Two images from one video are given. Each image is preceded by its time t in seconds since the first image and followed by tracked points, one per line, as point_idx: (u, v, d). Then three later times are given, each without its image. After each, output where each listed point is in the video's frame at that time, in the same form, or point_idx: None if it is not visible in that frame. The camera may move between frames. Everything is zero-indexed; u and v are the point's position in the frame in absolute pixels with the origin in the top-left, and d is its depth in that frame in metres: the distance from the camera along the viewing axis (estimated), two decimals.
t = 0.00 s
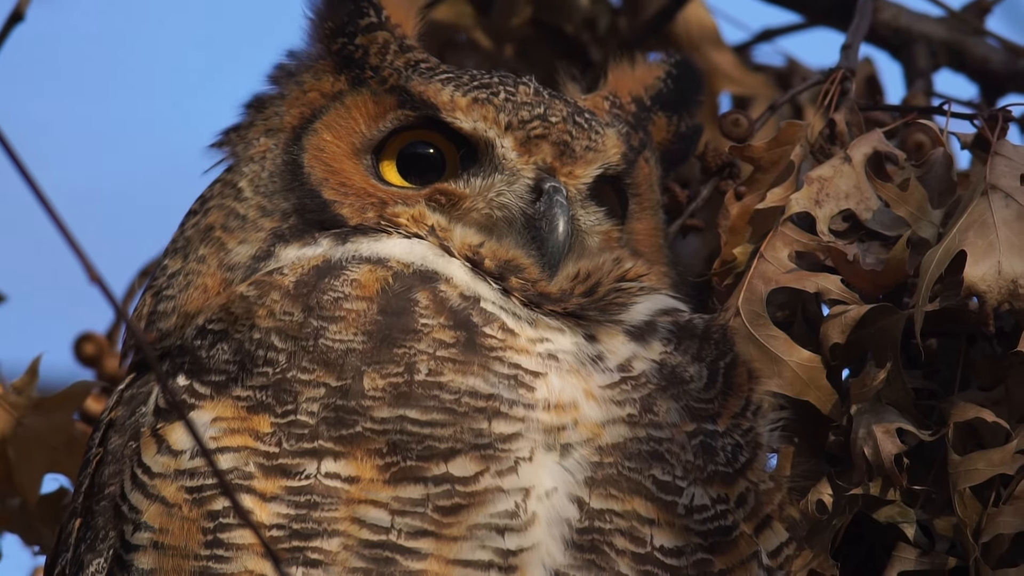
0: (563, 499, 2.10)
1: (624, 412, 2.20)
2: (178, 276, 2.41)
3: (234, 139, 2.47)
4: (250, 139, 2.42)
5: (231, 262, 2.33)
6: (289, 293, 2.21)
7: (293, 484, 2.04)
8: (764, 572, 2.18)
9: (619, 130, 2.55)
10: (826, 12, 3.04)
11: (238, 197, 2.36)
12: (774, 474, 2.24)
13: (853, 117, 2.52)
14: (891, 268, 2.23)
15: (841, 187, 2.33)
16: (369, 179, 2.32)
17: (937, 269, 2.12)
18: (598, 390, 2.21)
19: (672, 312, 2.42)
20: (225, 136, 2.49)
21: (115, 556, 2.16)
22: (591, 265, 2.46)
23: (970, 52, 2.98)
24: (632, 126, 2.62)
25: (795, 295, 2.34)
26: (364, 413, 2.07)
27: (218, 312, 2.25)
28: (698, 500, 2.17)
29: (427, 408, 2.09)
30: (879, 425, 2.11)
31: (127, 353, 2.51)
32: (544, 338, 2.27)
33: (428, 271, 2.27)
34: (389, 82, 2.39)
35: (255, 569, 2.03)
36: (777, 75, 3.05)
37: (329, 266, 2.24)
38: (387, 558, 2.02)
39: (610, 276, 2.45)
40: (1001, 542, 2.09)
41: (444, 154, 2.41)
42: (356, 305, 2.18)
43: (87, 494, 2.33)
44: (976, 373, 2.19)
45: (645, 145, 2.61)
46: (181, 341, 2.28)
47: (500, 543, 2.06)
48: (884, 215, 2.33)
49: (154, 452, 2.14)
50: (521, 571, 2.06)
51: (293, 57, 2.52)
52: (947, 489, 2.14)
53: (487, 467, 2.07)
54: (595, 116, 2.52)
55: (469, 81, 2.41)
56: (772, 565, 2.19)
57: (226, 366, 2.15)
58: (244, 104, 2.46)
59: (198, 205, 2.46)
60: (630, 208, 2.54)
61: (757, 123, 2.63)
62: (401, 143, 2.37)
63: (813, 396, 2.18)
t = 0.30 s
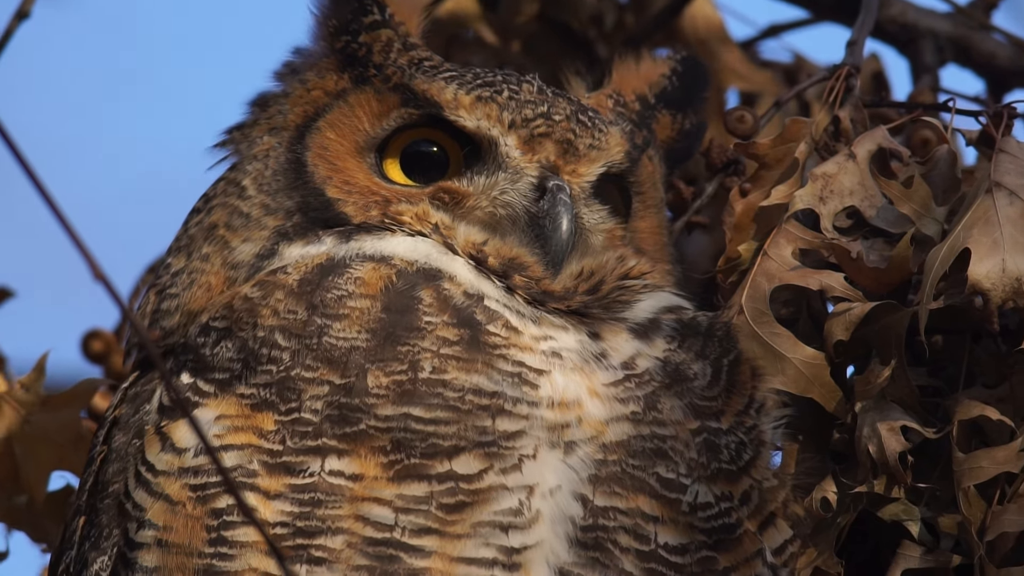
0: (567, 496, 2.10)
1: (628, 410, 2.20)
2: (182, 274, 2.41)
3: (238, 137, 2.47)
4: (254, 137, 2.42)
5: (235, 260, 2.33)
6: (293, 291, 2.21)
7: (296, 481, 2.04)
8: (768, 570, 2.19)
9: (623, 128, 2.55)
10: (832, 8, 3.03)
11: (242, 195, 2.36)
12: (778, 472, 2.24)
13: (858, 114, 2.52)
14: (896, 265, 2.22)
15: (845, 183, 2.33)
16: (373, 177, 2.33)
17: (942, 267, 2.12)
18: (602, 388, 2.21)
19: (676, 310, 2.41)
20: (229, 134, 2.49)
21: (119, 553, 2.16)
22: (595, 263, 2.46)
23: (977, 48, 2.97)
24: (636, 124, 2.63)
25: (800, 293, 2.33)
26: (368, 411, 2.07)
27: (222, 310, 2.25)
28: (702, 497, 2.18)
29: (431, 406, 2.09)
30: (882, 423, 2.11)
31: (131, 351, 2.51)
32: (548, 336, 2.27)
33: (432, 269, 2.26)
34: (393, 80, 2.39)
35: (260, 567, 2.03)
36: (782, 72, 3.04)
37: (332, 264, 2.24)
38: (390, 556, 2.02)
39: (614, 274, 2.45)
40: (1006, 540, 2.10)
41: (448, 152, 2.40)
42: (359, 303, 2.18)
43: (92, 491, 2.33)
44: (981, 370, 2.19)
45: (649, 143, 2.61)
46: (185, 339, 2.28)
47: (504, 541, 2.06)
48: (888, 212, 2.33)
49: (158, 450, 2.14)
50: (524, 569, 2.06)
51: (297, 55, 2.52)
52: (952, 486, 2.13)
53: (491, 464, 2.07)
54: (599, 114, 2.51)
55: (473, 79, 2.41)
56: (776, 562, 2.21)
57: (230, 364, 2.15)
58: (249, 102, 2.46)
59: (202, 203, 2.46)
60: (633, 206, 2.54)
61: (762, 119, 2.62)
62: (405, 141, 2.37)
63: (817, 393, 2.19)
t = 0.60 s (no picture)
0: (574, 494, 2.10)
1: (634, 407, 2.20)
2: (188, 273, 2.41)
3: (244, 135, 2.47)
4: (260, 135, 2.42)
5: (241, 258, 2.33)
6: (299, 289, 2.20)
7: (303, 479, 2.04)
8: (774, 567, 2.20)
9: (629, 125, 2.54)
10: (839, 4, 3.02)
11: (247, 193, 2.36)
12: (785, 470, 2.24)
13: (864, 111, 2.51)
14: (902, 262, 2.22)
15: (852, 181, 2.33)
16: (378, 175, 2.32)
17: (949, 264, 2.12)
18: (608, 386, 2.21)
19: (682, 307, 2.41)
20: (235, 132, 2.49)
21: (126, 551, 2.16)
22: (601, 261, 2.46)
23: (985, 45, 2.96)
24: (642, 121, 2.63)
25: (806, 290, 2.33)
26: (374, 409, 2.07)
27: (228, 309, 2.25)
28: (708, 495, 2.18)
29: (437, 404, 2.09)
30: (889, 420, 2.11)
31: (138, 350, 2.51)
32: (554, 334, 2.27)
33: (438, 267, 2.26)
34: (399, 78, 2.39)
35: (266, 565, 2.03)
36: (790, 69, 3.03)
37: (339, 262, 2.24)
38: (397, 553, 2.02)
39: (620, 271, 2.45)
40: (1012, 537, 2.09)
41: (453, 149, 2.40)
42: (366, 301, 2.18)
43: (98, 489, 2.33)
44: (988, 367, 2.19)
45: (654, 141, 2.61)
46: (191, 337, 2.28)
47: (511, 539, 2.06)
48: (894, 209, 2.33)
49: (164, 448, 2.14)
50: (531, 567, 2.06)
51: (303, 53, 2.52)
52: (958, 484, 2.13)
53: (497, 463, 2.07)
54: (605, 112, 2.51)
55: (479, 76, 2.41)
56: (783, 559, 2.21)
57: (236, 362, 2.15)
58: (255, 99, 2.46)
59: (208, 201, 2.46)
60: (639, 204, 2.54)
61: (769, 115, 2.60)
62: (410, 139, 2.37)
63: (823, 390, 2.17)
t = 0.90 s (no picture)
0: (579, 494, 2.10)
1: (640, 407, 2.20)
2: (194, 273, 2.41)
3: (249, 135, 2.47)
4: (265, 135, 2.42)
5: (246, 258, 2.33)
6: (304, 290, 2.20)
7: (309, 479, 2.04)
8: (780, 566, 2.19)
9: (635, 125, 2.54)
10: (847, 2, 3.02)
11: (253, 193, 2.36)
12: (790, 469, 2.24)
13: (870, 110, 2.52)
14: (908, 261, 2.21)
15: (858, 179, 2.34)
16: (384, 174, 2.32)
17: (954, 263, 2.13)
18: (614, 385, 2.21)
19: (687, 306, 2.41)
20: (240, 132, 2.49)
21: (131, 551, 2.16)
22: (605, 261, 2.46)
23: (992, 44, 2.95)
24: (646, 121, 2.60)
25: (812, 288, 2.33)
26: (380, 409, 2.07)
27: (233, 309, 2.25)
28: (713, 495, 2.18)
29: (443, 404, 2.09)
30: (894, 418, 2.11)
31: (143, 350, 2.51)
32: (560, 333, 2.27)
33: (443, 267, 2.26)
34: (404, 77, 2.38)
35: (272, 565, 2.03)
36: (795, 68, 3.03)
37: (344, 262, 2.24)
38: (403, 553, 2.02)
39: (625, 271, 2.46)
40: (1018, 535, 2.08)
41: (458, 149, 2.40)
42: (371, 301, 2.18)
43: (104, 489, 2.33)
44: (994, 365, 2.18)
45: (660, 140, 2.60)
46: (196, 337, 2.27)
47: (517, 539, 2.06)
48: (901, 208, 2.32)
49: (170, 448, 2.14)
50: (537, 567, 2.06)
51: (308, 52, 2.52)
52: (964, 482, 2.12)
53: (503, 463, 2.07)
54: (610, 111, 2.50)
55: (484, 76, 2.41)
56: (788, 558, 2.21)
57: (242, 362, 2.15)
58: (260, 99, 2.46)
59: (213, 201, 2.46)
60: (644, 203, 2.53)
61: (776, 114, 2.64)
62: (415, 139, 2.37)
63: (829, 389, 2.17)
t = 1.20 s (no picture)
0: (583, 493, 2.10)
1: (643, 406, 2.20)
2: (196, 273, 2.40)
3: (251, 135, 2.47)
4: (267, 134, 2.42)
5: (248, 258, 2.32)
6: (307, 290, 2.20)
7: (313, 480, 2.04)
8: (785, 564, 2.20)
9: (637, 124, 2.54)
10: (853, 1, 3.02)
11: (255, 192, 2.36)
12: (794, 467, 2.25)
13: (876, 107, 2.53)
14: (911, 258, 2.21)
15: (862, 176, 2.34)
16: (386, 173, 2.32)
17: (958, 259, 2.14)
18: (616, 384, 2.21)
19: (690, 305, 2.41)
20: (243, 131, 2.49)
21: (135, 552, 2.16)
22: (607, 260, 2.46)
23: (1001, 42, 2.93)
24: (649, 120, 2.61)
25: (816, 285, 2.33)
26: (384, 409, 2.07)
27: (237, 309, 2.24)
28: (716, 494, 2.17)
29: (447, 404, 2.09)
30: (898, 416, 2.12)
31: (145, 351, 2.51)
32: (562, 332, 2.27)
33: (445, 267, 2.26)
34: (406, 77, 2.38)
35: (276, 565, 2.03)
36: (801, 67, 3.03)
37: (346, 263, 2.24)
38: (407, 554, 2.02)
39: (627, 270, 2.45)
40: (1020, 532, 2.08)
41: (461, 148, 2.40)
42: (374, 301, 2.18)
43: (108, 489, 2.33)
44: (998, 363, 2.19)
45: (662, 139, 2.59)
46: (199, 337, 2.27)
47: (521, 539, 2.06)
48: (905, 205, 2.33)
49: (174, 448, 2.14)
50: (541, 567, 2.06)
51: (311, 51, 2.52)
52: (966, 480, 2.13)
53: (507, 463, 2.07)
54: (612, 110, 2.50)
55: (487, 76, 2.41)
56: (791, 556, 2.21)
57: (245, 362, 2.15)
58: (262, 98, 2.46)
59: (215, 201, 2.46)
60: (646, 202, 2.54)
61: (782, 111, 2.63)
62: (417, 138, 2.37)
63: (831, 385, 2.19)
